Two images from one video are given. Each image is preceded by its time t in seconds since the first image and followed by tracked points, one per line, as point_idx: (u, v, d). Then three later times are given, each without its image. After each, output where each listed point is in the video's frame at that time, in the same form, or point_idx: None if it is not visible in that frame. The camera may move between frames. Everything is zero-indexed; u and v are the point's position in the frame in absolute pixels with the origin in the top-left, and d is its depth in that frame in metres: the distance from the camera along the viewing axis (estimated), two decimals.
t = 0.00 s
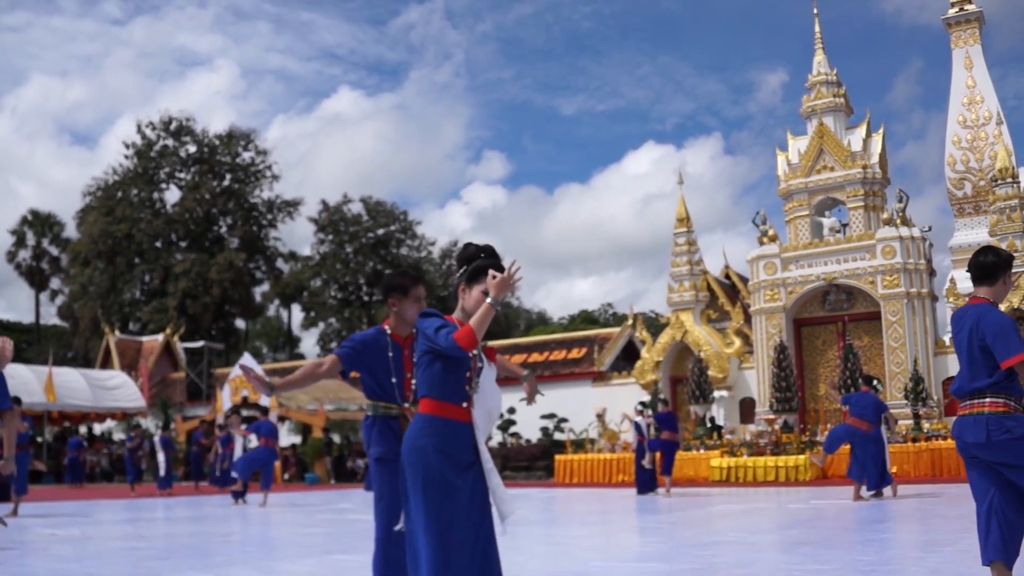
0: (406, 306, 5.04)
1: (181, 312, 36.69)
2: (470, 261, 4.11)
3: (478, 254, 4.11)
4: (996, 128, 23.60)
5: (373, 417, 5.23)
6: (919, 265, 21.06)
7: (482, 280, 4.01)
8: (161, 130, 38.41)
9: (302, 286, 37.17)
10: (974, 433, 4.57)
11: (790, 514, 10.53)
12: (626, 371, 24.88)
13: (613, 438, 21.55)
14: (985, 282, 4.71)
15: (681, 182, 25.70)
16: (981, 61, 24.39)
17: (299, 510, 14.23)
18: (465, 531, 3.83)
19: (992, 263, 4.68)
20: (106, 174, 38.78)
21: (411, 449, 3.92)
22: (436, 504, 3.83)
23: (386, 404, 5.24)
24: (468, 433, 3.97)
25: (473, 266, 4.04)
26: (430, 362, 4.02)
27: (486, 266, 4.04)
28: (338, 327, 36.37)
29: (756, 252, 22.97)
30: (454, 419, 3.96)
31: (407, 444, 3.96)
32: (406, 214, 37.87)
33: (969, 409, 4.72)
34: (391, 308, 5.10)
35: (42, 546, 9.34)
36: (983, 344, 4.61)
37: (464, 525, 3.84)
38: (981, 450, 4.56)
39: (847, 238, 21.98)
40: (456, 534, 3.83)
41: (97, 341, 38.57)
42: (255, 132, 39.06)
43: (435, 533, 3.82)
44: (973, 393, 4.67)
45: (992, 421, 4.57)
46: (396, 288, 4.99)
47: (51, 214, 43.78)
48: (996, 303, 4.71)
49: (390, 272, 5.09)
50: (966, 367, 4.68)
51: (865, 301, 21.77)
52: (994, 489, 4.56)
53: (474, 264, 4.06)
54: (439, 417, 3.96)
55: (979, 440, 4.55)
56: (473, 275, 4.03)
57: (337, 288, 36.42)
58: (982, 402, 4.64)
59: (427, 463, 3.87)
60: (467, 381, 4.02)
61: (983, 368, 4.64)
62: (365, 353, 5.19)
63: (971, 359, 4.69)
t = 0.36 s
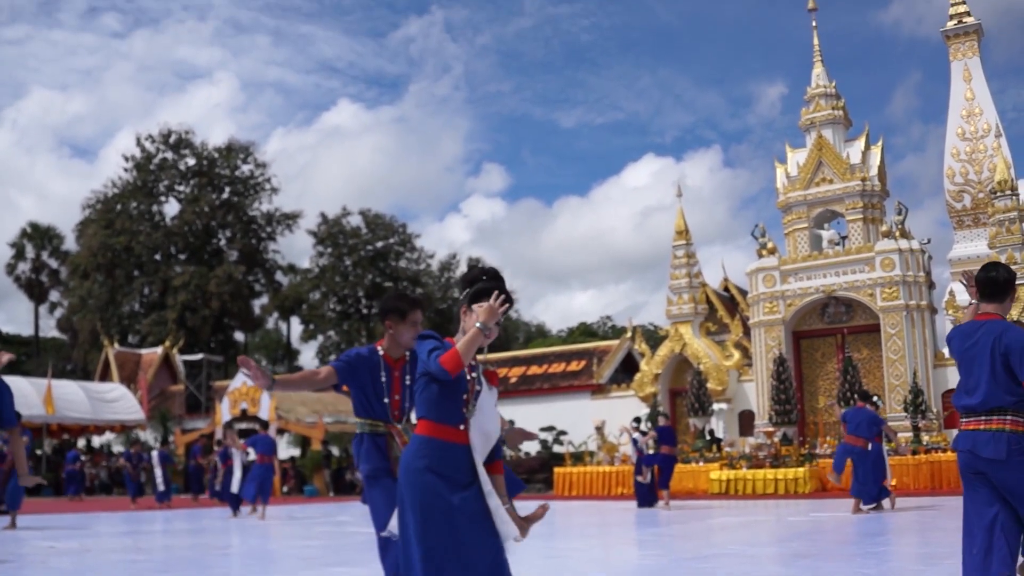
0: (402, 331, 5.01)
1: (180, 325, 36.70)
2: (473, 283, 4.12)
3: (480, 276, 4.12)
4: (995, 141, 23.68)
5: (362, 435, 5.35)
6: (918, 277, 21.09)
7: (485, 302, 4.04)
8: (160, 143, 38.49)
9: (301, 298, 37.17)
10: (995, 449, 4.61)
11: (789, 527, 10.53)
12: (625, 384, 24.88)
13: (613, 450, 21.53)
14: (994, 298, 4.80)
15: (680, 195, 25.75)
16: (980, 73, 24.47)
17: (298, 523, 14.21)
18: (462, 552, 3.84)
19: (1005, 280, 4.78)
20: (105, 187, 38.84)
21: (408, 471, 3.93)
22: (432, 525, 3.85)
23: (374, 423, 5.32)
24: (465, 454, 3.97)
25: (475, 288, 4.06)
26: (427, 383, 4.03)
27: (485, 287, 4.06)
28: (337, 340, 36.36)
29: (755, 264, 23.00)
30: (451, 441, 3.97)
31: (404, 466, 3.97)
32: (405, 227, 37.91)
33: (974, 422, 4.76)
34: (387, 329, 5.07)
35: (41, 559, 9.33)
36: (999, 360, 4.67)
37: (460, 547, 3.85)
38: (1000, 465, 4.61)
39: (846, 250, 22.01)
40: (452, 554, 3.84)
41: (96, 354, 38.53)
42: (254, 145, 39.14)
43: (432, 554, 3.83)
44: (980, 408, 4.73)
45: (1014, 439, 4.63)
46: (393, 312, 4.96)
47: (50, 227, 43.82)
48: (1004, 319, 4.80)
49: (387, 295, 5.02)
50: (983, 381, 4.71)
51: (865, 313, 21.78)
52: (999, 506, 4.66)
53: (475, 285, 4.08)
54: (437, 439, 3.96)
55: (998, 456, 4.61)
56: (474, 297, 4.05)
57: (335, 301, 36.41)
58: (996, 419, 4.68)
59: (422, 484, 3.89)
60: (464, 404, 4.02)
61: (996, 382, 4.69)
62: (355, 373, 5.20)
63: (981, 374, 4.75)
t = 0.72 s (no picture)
0: (403, 327, 5.24)
1: (182, 330, 36.70)
2: (475, 282, 4.12)
3: (482, 276, 4.10)
4: (996, 146, 23.69)
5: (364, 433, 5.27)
6: (920, 282, 21.09)
7: (487, 302, 4.01)
8: (161, 149, 38.56)
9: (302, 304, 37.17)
10: (1008, 452, 4.72)
11: (792, 532, 10.53)
12: (626, 389, 24.90)
13: (614, 455, 21.53)
14: (1013, 305, 4.93)
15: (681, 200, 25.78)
16: (981, 79, 24.52)
17: (301, 528, 14.21)
18: (471, 549, 3.85)
19: None
20: (107, 193, 38.90)
21: (410, 472, 3.97)
22: (436, 525, 3.87)
23: (374, 420, 5.27)
24: (468, 453, 3.97)
25: (477, 288, 4.05)
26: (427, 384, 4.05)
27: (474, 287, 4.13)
28: (339, 346, 36.38)
29: (756, 270, 23.02)
30: (452, 439, 3.97)
31: (408, 469, 4.01)
32: (407, 232, 37.93)
33: (987, 424, 4.86)
34: (387, 328, 5.28)
35: (44, 564, 9.36)
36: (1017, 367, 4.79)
37: (467, 545, 3.85)
38: (1010, 468, 4.73)
39: (848, 255, 22.02)
40: (460, 553, 3.85)
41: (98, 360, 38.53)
42: (255, 151, 39.21)
43: (440, 555, 3.86)
44: (996, 412, 4.84)
45: None
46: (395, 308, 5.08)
47: (51, 232, 43.87)
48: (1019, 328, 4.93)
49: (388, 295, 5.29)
50: (1003, 387, 4.81)
51: (866, 319, 21.79)
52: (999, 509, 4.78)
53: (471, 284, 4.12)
54: (439, 437, 3.98)
55: (1011, 460, 4.72)
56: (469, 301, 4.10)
57: (337, 307, 36.41)
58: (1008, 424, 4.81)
59: (424, 485, 3.91)
60: (464, 403, 4.01)
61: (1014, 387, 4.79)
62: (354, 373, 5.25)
63: (998, 380, 4.86)
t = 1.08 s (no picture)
0: (409, 334, 5.11)
1: (187, 334, 36.76)
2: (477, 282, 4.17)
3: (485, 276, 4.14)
4: (1003, 146, 23.63)
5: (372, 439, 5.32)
6: (925, 283, 21.05)
7: (491, 302, 4.06)
8: (166, 153, 38.64)
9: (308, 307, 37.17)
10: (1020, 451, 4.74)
11: (797, 533, 10.52)
12: (632, 391, 24.90)
13: (620, 457, 21.52)
14: None
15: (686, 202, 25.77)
16: (987, 79, 24.50)
17: (307, 531, 14.22)
18: (476, 550, 3.85)
19: None
20: (112, 197, 38.99)
21: (415, 477, 3.98)
22: (442, 525, 3.87)
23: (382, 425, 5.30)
24: (471, 454, 4.00)
25: (479, 290, 4.08)
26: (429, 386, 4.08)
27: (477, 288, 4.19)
28: (344, 349, 36.44)
29: (762, 271, 23.03)
30: (455, 439, 4.00)
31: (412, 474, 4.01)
32: (411, 235, 37.95)
33: (999, 423, 4.86)
34: (395, 334, 5.16)
35: (53, 567, 9.38)
36: None
37: (474, 543, 3.86)
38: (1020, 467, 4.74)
39: (853, 257, 22.00)
40: (465, 550, 3.85)
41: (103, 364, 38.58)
42: (260, 155, 39.29)
43: (446, 556, 3.85)
44: (1007, 411, 4.84)
45: None
46: (402, 315, 5.07)
47: (56, 237, 43.97)
48: None
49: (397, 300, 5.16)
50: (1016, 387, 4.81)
51: (872, 320, 21.75)
52: (1007, 509, 4.79)
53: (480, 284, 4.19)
54: (442, 438, 4.00)
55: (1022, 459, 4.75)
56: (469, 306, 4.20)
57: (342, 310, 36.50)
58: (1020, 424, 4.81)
59: (430, 488, 3.92)
60: (467, 404, 4.05)
61: None
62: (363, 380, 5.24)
63: (1010, 380, 4.86)
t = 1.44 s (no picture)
0: (422, 305, 5.03)
1: (193, 306, 36.81)
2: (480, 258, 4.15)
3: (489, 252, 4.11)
4: (1016, 124, 23.38)
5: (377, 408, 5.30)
6: (934, 261, 20.92)
7: (495, 277, 4.02)
8: (172, 123, 38.57)
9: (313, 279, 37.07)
10: None
11: (801, 509, 10.52)
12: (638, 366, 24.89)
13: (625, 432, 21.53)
14: None
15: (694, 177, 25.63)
16: (1002, 55, 24.26)
17: (311, 503, 14.25)
18: (471, 523, 3.82)
19: None
20: (117, 167, 38.96)
21: (417, 449, 3.94)
22: (442, 496, 3.84)
23: (388, 394, 5.27)
24: (474, 427, 3.96)
25: (484, 264, 4.03)
26: (432, 359, 4.03)
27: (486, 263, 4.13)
28: (350, 321, 36.49)
29: (770, 247, 22.93)
30: (458, 413, 3.96)
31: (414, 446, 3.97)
32: (418, 207, 37.85)
33: (1010, 411, 4.82)
34: (407, 304, 5.08)
35: (58, 536, 9.40)
36: None
37: (473, 518, 3.83)
38: None
39: (862, 234, 21.87)
40: (463, 524, 3.82)
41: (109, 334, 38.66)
42: (266, 126, 39.18)
43: (441, 525, 3.81)
44: (1020, 397, 4.81)
45: None
46: (415, 286, 4.97)
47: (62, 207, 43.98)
48: None
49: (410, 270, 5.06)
50: None
51: (880, 298, 21.66)
52: (1015, 496, 4.77)
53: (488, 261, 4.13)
54: (445, 411, 3.96)
55: None
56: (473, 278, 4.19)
57: (348, 282, 36.59)
58: None
59: (432, 459, 3.88)
60: (472, 377, 4.01)
61: None
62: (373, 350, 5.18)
63: None
